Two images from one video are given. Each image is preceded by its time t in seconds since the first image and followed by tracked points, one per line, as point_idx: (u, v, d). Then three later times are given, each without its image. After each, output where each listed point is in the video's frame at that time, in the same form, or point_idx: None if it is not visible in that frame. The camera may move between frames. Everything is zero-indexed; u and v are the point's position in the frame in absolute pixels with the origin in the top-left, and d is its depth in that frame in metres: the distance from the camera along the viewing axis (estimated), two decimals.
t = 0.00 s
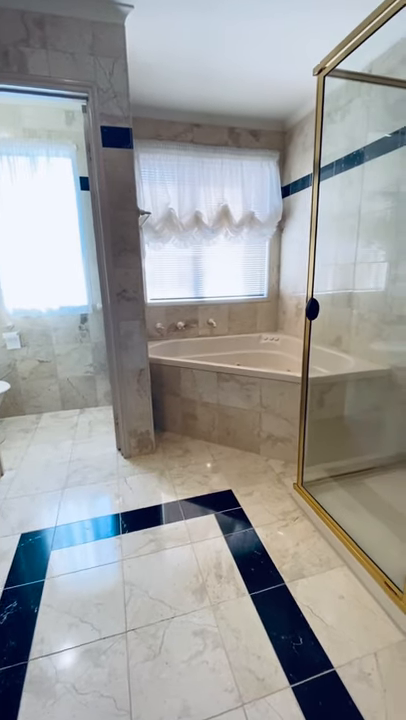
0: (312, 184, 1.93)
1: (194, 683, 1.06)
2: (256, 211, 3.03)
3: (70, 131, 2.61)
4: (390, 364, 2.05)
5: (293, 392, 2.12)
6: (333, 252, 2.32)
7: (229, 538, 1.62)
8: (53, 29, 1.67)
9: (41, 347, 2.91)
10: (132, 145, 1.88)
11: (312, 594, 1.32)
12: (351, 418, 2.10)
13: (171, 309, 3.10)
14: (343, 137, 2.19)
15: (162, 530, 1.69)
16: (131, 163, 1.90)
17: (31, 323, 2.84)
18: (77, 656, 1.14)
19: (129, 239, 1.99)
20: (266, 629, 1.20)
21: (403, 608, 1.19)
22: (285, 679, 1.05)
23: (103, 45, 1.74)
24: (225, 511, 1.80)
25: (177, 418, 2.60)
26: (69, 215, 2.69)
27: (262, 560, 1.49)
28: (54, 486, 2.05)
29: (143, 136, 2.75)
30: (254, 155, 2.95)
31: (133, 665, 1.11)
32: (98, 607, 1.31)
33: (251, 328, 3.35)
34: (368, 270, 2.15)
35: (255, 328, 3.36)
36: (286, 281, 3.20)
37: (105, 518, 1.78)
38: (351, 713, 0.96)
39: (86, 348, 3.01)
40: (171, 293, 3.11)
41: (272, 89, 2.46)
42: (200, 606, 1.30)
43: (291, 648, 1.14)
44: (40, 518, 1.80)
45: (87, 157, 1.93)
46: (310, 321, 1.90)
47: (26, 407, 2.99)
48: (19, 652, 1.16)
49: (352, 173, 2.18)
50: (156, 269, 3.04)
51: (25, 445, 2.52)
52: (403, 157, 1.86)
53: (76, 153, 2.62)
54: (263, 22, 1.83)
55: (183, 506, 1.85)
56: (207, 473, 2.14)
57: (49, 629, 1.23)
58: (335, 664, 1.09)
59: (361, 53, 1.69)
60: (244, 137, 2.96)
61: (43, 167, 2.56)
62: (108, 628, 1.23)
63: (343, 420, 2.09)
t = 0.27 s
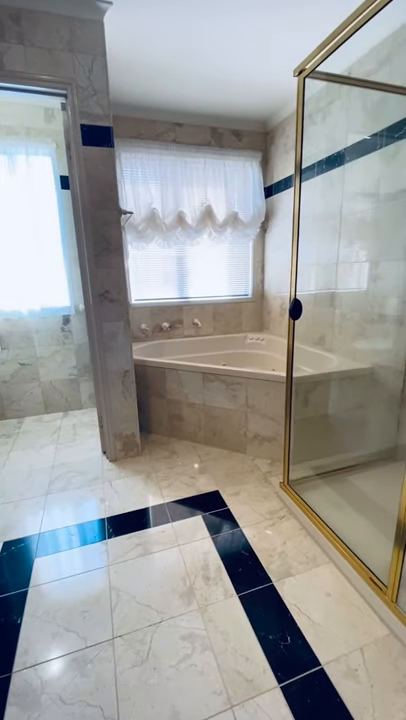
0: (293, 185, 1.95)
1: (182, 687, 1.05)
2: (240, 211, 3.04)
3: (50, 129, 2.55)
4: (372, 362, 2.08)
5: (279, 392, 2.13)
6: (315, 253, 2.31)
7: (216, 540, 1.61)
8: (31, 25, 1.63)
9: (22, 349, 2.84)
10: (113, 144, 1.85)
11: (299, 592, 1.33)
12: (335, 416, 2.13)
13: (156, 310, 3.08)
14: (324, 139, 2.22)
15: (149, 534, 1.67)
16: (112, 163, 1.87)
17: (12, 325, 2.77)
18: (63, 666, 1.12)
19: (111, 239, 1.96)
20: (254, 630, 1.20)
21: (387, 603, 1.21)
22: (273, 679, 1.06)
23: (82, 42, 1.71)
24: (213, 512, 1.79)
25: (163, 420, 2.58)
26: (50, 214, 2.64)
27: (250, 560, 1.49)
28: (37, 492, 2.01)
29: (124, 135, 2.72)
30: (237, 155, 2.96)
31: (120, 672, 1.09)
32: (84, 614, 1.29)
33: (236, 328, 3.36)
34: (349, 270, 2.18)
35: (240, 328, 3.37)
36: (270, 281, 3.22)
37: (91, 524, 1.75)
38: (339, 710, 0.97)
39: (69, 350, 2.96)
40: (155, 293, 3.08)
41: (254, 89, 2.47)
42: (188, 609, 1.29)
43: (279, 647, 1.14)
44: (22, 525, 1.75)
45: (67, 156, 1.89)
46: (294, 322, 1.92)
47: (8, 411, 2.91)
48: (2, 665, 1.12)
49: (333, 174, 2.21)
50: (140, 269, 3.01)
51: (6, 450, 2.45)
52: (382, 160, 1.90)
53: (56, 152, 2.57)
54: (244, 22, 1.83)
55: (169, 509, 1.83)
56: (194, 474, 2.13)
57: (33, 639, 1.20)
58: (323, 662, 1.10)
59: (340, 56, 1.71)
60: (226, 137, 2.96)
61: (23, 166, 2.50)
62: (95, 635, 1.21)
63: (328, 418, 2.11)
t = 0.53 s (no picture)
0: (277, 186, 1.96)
1: (175, 693, 1.03)
2: (223, 212, 3.04)
3: (29, 127, 2.49)
4: (356, 361, 2.12)
5: (266, 391, 2.14)
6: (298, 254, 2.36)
7: (206, 542, 1.60)
8: (8, 20, 1.58)
9: (2, 352, 2.75)
10: (95, 143, 1.82)
11: (290, 591, 1.34)
12: (321, 414, 2.16)
13: (141, 310, 3.05)
14: (306, 141, 2.24)
15: (139, 538, 1.65)
16: (94, 161, 1.84)
17: None
18: (52, 678, 1.08)
19: (94, 240, 1.93)
20: (247, 631, 1.20)
21: (376, 598, 1.24)
22: (267, 680, 1.06)
23: (61, 38, 1.67)
24: (202, 513, 1.79)
25: (150, 422, 2.55)
26: (30, 214, 2.57)
27: (240, 561, 1.49)
28: (21, 499, 1.95)
29: (106, 134, 2.68)
30: (220, 155, 2.96)
31: (112, 682, 1.07)
32: (73, 624, 1.25)
33: (221, 329, 3.36)
34: (332, 270, 2.22)
35: (225, 328, 3.38)
36: (254, 281, 3.24)
37: (78, 530, 1.71)
38: (332, 707, 0.98)
39: (52, 352, 2.89)
40: (140, 294, 3.05)
41: (236, 90, 2.48)
42: (180, 613, 1.28)
43: (272, 647, 1.15)
44: (6, 534, 1.69)
45: (47, 154, 1.84)
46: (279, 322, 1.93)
47: None
48: None
49: (315, 175, 2.24)
50: (124, 270, 2.97)
51: None
52: (363, 162, 1.93)
53: (35, 150, 2.51)
54: (226, 22, 1.83)
55: (158, 512, 1.81)
56: (182, 476, 2.11)
57: (20, 652, 1.16)
58: (315, 660, 1.11)
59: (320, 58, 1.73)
60: (209, 137, 2.96)
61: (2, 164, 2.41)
62: (85, 645, 1.18)
63: (314, 416, 2.14)
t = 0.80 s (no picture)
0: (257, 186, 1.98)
1: (164, 698, 1.02)
2: (204, 212, 3.04)
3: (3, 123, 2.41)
4: (337, 359, 2.17)
5: (249, 391, 2.15)
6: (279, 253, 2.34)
7: (193, 543, 1.60)
8: None
9: None
10: (73, 142, 1.78)
11: (276, 588, 1.35)
12: (303, 412, 2.20)
13: (122, 311, 3.01)
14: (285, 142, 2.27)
15: (124, 543, 1.62)
16: (72, 160, 1.80)
17: None
18: (36, 690, 1.05)
19: (73, 240, 1.89)
20: (235, 631, 1.20)
21: (360, 592, 1.27)
22: (256, 679, 1.06)
23: (35, 34, 1.62)
24: (188, 515, 1.78)
25: (133, 424, 2.52)
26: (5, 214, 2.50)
27: (227, 561, 1.49)
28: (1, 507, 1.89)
29: (83, 132, 2.63)
30: (200, 155, 2.95)
31: (99, 691, 1.05)
32: (58, 633, 1.22)
33: (204, 329, 3.36)
34: (312, 270, 2.25)
35: (208, 329, 3.38)
36: (236, 281, 3.25)
37: (61, 537, 1.67)
38: (320, 702, 0.99)
39: (31, 355, 2.82)
40: (121, 295, 3.01)
41: (216, 90, 2.48)
42: (168, 617, 1.27)
43: (260, 646, 1.15)
44: None
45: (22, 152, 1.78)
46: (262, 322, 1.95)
47: None
48: None
49: (294, 176, 2.27)
50: (104, 270, 2.93)
51: None
52: (340, 164, 1.97)
53: (10, 148, 2.44)
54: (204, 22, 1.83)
55: (144, 515, 1.79)
56: (167, 478, 2.10)
57: (3, 665, 1.12)
58: (303, 656, 1.12)
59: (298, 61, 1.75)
60: (189, 137, 2.95)
61: None
62: (71, 654, 1.15)
63: (297, 415, 2.17)
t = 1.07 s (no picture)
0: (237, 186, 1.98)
1: (151, 704, 1.01)
2: (184, 211, 3.03)
3: None
4: (317, 358, 2.20)
5: (232, 391, 2.16)
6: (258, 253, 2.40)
7: (178, 545, 1.59)
8: None
9: None
10: (48, 139, 1.73)
11: (262, 587, 1.36)
12: (285, 410, 2.22)
13: (103, 312, 2.96)
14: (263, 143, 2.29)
15: (108, 548, 1.59)
16: (48, 158, 1.75)
17: None
18: (18, 705, 1.02)
19: (50, 240, 1.84)
20: (222, 632, 1.20)
21: (344, 586, 1.29)
22: (243, 679, 1.06)
23: (6, 27, 1.57)
24: (173, 517, 1.76)
25: (116, 427, 2.49)
26: None
27: (212, 562, 1.49)
28: None
29: (59, 130, 2.57)
30: (179, 154, 2.94)
31: (84, 701, 1.03)
32: (41, 644, 1.19)
33: (186, 329, 3.35)
34: (292, 270, 2.28)
35: (190, 329, 3.37)
36: (217, 281, 3.26)
37: (43, 545, 1.62)
38: (307, 697, 1.00)
39: (8, 358, 2.73)
40: (101, 295, 2.97)
41: (194, 90, 2.48)
42: (154, 621, 1.25)
43: (246, 645, 1.16)
44: None
45: None
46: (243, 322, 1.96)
47: None
48: None
49: (273, 177, 2.29)
50: (83, 270, 2.87)
51: None
52: (318, 166, 2.01)
53: None
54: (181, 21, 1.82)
55: (127, 519, 1.77)
56: (151, 480, 2.08)
57: None
58: (289, 653, 1.13)
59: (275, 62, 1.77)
60: (167, 136, 2.93)
61: None
62: (54, 665, 1.12)
63: (279, 413, 2.19)
